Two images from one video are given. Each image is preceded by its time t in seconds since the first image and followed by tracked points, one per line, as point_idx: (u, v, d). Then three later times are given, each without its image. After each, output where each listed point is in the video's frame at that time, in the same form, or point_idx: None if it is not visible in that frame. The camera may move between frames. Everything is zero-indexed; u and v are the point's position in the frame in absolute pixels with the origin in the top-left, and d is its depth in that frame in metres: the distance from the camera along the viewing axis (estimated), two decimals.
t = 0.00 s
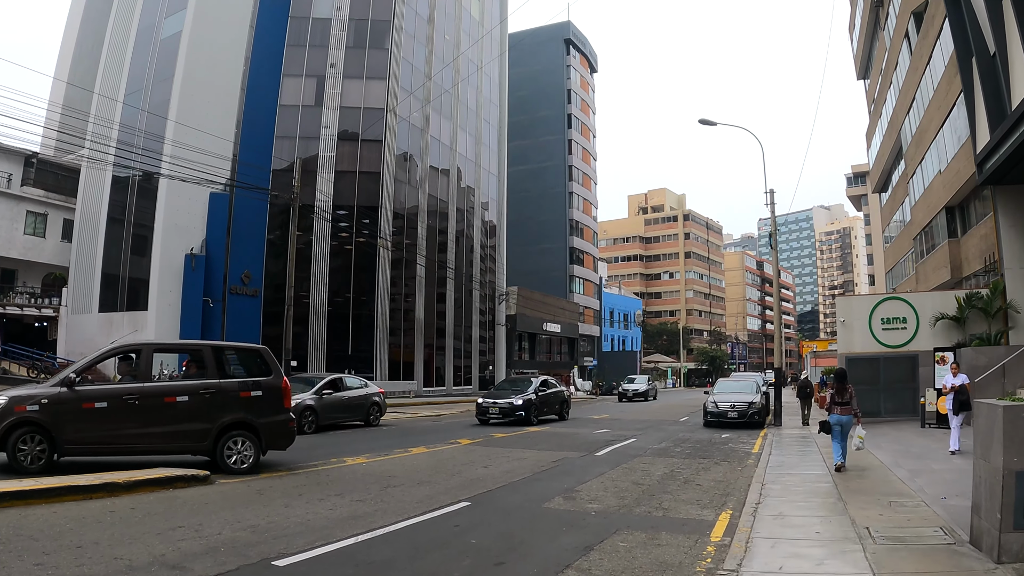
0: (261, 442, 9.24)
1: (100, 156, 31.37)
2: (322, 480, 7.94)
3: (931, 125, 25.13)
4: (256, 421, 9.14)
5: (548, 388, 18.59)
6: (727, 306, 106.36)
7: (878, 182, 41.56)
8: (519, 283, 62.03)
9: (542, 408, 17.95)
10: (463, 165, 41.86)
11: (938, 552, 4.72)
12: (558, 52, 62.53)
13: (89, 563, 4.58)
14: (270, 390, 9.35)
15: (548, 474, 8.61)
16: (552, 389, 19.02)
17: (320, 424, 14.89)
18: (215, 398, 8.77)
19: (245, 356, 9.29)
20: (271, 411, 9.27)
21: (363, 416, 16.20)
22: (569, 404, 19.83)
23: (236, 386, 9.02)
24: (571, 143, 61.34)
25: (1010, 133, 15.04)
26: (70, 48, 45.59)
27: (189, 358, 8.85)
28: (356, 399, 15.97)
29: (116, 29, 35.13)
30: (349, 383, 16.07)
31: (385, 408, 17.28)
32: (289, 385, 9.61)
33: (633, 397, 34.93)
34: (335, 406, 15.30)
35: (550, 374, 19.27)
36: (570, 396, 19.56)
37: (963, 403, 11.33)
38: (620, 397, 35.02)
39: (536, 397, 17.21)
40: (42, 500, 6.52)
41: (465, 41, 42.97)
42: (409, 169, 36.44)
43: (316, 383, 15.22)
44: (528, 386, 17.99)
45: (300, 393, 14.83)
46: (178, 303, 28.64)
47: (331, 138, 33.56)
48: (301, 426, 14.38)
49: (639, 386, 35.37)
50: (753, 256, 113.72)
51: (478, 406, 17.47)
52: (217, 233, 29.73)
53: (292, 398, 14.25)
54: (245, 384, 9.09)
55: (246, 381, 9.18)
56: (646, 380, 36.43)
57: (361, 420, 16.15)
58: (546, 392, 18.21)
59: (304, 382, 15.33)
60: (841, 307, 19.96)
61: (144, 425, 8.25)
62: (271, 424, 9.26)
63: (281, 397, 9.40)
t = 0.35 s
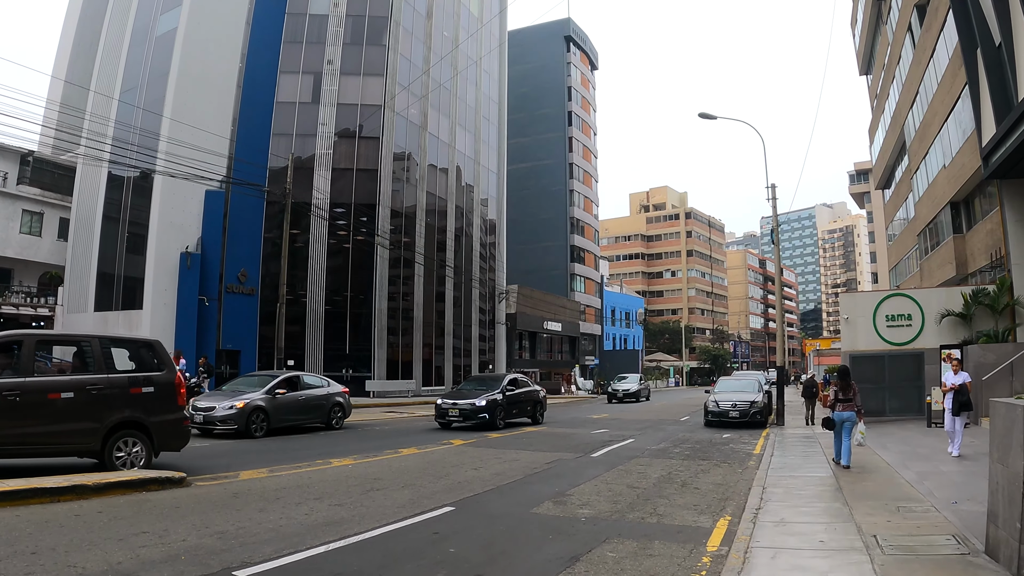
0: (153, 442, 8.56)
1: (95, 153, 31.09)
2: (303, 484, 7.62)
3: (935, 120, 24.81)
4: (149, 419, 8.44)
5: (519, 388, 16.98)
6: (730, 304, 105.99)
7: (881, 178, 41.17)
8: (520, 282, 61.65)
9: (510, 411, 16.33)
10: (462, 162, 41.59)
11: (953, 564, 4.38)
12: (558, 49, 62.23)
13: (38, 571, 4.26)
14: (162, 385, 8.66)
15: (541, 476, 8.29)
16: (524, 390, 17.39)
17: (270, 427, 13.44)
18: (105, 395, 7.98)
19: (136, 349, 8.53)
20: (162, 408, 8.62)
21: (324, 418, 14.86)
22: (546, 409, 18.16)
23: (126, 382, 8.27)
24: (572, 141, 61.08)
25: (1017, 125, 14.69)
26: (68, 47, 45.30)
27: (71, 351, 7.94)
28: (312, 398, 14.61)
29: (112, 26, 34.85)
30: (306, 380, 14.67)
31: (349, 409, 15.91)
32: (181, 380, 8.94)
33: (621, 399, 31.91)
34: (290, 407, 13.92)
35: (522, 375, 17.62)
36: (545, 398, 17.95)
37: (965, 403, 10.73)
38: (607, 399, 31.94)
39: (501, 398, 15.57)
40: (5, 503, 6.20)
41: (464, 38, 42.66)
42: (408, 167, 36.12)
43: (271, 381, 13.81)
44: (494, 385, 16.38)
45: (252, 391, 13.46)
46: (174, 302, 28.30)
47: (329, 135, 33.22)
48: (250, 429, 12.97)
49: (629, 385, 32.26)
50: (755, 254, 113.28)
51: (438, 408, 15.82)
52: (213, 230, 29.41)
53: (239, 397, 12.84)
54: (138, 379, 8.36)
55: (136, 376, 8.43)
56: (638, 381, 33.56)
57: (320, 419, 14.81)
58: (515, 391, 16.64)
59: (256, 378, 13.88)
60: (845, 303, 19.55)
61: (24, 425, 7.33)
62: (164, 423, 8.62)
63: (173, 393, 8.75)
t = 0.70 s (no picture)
0: (25, 447, 7.60)
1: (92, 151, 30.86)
2: (286, 490, 7.33)
3: (942, 115, 24.38)
4: (19, 421, 7.48)
5: (483, 390, 15.50)
6: (734, 302, 105.50)
7: (886, 175, 40.72)
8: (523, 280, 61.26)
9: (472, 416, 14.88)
10: (463, 160, 41.23)
11: None
12: (561, 46, 61.85)
13: None
14: (35, 383, 7.70)
15: (535, 481, 7.99)
16: (490, 392, 15.90)
17: (214, 431, 12.57)
18: None
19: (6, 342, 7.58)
20: (36, 408, 7.67)
21: (279, 421, 13.99)
22: (517, 412, 16.70)
23: None
24: (575, 139, 60.68)
25: None
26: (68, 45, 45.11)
27: None
28: (264, 401, 13.68)
29: (111, 24, 34.58)
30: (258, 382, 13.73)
31: (309, 412, 15.01)
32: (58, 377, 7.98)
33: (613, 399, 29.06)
34: (239, 410, 13.06)
35: (489, 376, 16.13)
36: (517, 402, 16.47)
37: (966, 405, 10.11)
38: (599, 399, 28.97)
39: (459, 401, 14.13)
40: None
41: (466, 34, 42.30)
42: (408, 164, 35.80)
43: (218, 381, 12.97)
44: (454, 386, 14.91)
45: (196, 392, 12.58)
46: (171, 300, 28.02)
47: (329, 133, 32.94)
48: (190, 433, 12.09)
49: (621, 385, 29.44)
50: (759, 252, 112.70)
51: (391, 412, 14.37)
52: (211, 228, 29.14)
53: (180, 398, 12.01)
54: (6, 376, 7.41)
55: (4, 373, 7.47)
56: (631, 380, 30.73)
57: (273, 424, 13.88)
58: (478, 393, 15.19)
59: (203, 378, 13.06)
60: (850, 301, 19.14)
61: None
62: (38, 424, 7.65)
63: (48, 392, 7.79)
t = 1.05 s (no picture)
0: None
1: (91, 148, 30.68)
2: (273, 492, 7.06)
3: (950, 110, 23.98)
4: None
5: (440, 390, 13.92)
6: (739, 301, 105.06)
7: (893, 172, 40.24)
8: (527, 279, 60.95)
9: (426, 420, 13.37)
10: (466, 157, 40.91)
11: None
12: (564, 44, 61.51)
13: None
14: None
15: (533, 484, 7.70)
16: (450, 392, 14.33)
17: (152, 434, 11.53)
18: None
19: None
20: None
21: (230, 424, 12.93)
22: (484, 414, 15.17)
23: None
24: (579, 137, 60.28)
25: None
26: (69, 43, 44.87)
27: None
28: (211, 403, 12.55)
29: (111, 20, 34.40)
30: (203, 381, 12.61)
31: (266, 414, 13.93)
32: None
33: (604, 400, 25.87)
34: (183, 411, 11.98)
35: (450, 373, 14.55)
36: (484, 404, 14.71)
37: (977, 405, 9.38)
38: (589, 400, 25.81)
39: (409, 405, 12.52)
40: None
41: (468, 31, 41.96)
42: (410, 161, 35.51)
43: (159, 380, 11.91)
44: (405, 386, 13.33)
45: (131, 392, 11.51)
46: (170, 299, 27.78)
47: (330, 130, 32.66)
48: (123, 437, 11.04)
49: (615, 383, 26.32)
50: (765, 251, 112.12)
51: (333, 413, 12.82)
52: (210, 225, 28.91)
53: (114, 398, 10.98)
54: None
55: None
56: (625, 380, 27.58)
57: (220, 427, 12.73)
58: (434, 394, 13.63)
59: (145, 376, 12.01)
60: (858, 299, 18.67)
61: None
62: None
63: None
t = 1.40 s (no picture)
0: None
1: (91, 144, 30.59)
2: (253, 491, 6.77)
3: (957, 103, 23.57)
4: None
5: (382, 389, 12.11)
6: (744, 301, 104.49)
7: (899, 169, 39.74)
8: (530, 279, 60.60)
9: (360, 424, 11.56)
10: (468, 155, 40.67)
11: None
12: (567, 42, 61.20)
13: None
14: None
15: (527, 483, 7.40)
16: (395, 390, 12.51)
17: (71, 435, 10.20)
18: None
19: None
20: None
21: (166, 425, 11.51)
22: (437, 418, 13.31)
23: None
24: (582, 135, 59.92)
25: None
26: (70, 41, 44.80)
27: None
28: (148, 400, 11.21)
29: (110, 17, 34.27)
30: (140, 374, 11.29)
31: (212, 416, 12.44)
32: None
33: (588, 400, 23.00)
34: (111, 408, 10.64)
35: (396, 369, 12.69)
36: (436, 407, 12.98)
37: (982, 403, 8.42)
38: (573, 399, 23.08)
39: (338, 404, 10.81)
40: None
41: (470, 28, 41.68)
42: (411, 159, 35.26)
43: (86, 372, 10.60)
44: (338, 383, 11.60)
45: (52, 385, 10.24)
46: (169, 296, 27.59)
47: (330, 127, 32.41)
48: (37, 437, 9.78)
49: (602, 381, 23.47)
50: (770, 251, 111.54)
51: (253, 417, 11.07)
52: (209, 223, 28.70)
53: (28, 391, 9.75)
54: None
55: None
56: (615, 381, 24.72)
57: (159, 428, 11.38)
58: (372, 394, 11.82)
59: (73, 367, 10.74)
60: (865, 295, 18.28)
61: None
62: None
63: None
